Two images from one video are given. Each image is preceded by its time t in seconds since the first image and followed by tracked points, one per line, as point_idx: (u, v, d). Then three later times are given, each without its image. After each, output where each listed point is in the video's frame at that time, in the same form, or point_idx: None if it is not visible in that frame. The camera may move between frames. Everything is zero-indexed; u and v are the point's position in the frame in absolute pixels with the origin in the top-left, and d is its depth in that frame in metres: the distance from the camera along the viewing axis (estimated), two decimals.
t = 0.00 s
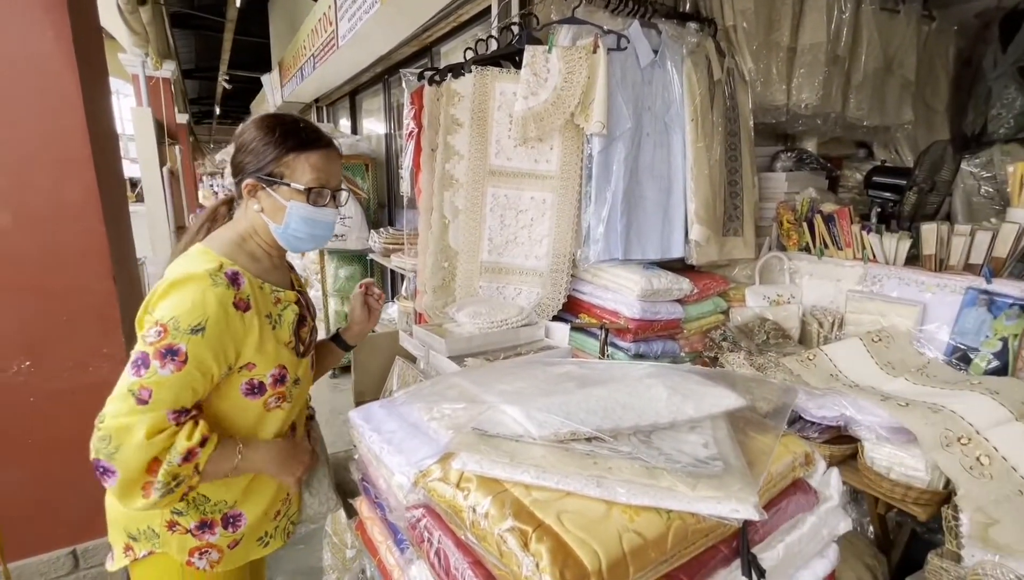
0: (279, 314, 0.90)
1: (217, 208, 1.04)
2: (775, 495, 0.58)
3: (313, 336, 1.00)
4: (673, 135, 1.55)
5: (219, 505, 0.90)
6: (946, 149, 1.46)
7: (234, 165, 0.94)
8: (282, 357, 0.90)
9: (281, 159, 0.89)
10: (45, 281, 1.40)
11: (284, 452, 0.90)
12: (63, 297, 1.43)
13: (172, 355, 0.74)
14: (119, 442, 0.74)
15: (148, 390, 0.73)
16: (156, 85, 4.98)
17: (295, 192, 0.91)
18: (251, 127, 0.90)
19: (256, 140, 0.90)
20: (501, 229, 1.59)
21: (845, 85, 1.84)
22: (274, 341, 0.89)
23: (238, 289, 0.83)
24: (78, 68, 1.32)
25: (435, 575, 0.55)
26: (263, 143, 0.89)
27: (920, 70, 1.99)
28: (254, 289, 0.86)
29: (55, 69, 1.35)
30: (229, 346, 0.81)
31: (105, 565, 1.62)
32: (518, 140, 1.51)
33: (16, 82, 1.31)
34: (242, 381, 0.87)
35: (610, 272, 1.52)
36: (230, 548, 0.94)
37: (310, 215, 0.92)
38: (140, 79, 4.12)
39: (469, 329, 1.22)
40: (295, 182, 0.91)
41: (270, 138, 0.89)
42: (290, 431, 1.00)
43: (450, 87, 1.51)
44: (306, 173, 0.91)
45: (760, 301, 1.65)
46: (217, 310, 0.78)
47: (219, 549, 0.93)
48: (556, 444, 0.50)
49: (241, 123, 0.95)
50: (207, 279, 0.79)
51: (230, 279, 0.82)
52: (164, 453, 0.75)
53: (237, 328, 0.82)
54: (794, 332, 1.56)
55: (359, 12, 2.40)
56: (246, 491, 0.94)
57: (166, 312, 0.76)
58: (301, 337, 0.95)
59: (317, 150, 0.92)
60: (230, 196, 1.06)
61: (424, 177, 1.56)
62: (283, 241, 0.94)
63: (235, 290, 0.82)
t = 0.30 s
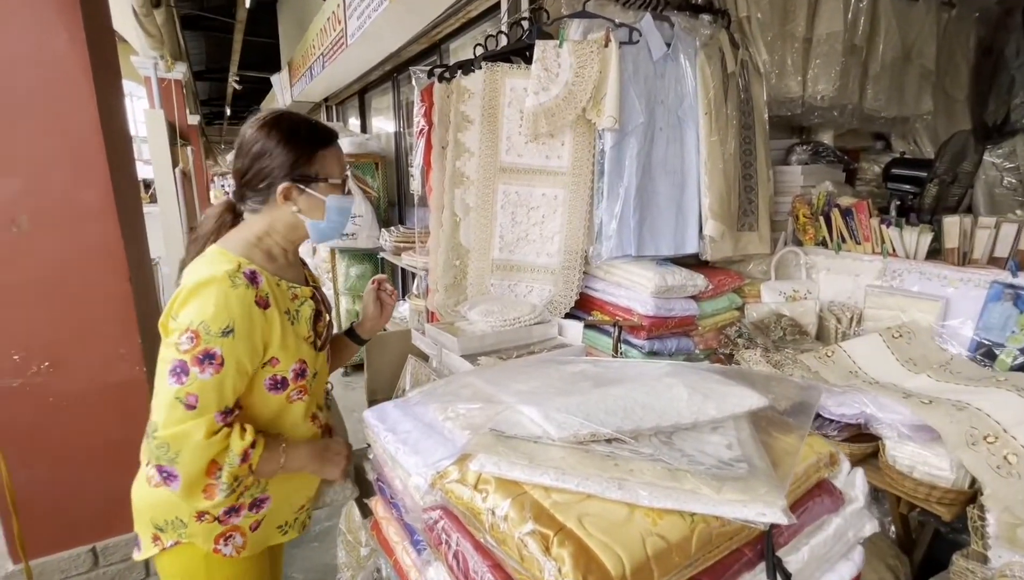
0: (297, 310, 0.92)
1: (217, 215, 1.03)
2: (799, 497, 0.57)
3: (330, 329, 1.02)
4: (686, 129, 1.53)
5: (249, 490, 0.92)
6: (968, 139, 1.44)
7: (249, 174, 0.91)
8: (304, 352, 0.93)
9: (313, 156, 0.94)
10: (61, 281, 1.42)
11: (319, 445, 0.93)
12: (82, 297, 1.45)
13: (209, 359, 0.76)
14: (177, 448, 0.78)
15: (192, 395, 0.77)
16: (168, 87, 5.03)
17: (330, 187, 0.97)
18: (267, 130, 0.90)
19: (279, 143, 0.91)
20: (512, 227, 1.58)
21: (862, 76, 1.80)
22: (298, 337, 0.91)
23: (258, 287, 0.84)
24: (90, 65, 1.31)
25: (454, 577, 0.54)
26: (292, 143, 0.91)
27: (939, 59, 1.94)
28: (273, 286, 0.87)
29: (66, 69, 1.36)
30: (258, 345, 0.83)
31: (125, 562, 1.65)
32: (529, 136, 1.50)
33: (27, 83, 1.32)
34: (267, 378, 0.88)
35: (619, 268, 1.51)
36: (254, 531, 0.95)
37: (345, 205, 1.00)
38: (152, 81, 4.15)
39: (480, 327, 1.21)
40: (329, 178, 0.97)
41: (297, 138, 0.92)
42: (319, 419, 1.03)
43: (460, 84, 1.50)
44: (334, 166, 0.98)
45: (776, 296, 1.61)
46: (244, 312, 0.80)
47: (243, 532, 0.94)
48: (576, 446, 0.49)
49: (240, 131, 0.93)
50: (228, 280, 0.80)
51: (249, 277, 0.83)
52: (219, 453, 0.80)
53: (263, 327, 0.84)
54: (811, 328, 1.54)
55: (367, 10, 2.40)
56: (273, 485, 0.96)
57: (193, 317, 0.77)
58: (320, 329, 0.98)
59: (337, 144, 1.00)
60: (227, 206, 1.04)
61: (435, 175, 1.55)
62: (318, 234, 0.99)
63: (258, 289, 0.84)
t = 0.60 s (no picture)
0: (313, 310, 0.98)
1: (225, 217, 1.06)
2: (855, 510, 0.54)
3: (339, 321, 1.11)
4: (712, 122, 1.49)
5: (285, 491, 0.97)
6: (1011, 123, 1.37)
7: (264, 171, 0.97)
8: (323, 345, 1.01)
9: (326, 150, 1.02)
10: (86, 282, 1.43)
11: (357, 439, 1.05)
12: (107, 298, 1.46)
13: (252, 364, 0.83)
14: (251, 456, 0.86)
15: (246, 400, 0.84)
16: (189, 89, 5.10)
17: (342, 180, 1.05)
18: (280, 128, 0.97)
19: (292, 140, 0.97)
20: (533, 224, 1.55)
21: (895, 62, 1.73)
22: (317, 332, 0.99)
23: (275, 288, 0.89)
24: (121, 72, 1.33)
25: None
26: (305, 138, 0.99)
27: (977, 42, 1.86)
28: (288, 287, 0.93)
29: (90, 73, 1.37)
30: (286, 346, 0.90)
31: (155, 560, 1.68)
32: (551, 131, 1.47)
33: (52, 87, 1.33)
34: (295, 375, 0.96)
35: (643, 264, 1.48)
36: (286, 535, 1.00)
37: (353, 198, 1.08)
38: (175, 84, 4.22)
39: (505, 326, 1.19)
40: (342, 171, 1.05)
41: (310, 134, 0.99)
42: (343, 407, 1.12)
43: (481, 80, 1.48)
44: (342, 161, 1.06)
45: (806, 292, 1.57)
46: (268, 313, 0.86)
47: (277, 535, 0.99)
48: (618, 459, 0.47)
49: (251, 131, 0.98)
50: (246, 285, 0.85)
51: (264, 280, 0.88)
52: (287, 451, 0.89)
53: (288, 324, 0.91)
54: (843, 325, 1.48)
55: (384, 8, 2.39)
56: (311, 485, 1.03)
57: (224, 327, 0.83)
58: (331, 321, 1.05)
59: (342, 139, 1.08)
60: (232, 207, 1.07)
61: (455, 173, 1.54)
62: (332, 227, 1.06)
63: (275, 289, 0.89)
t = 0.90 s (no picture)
0: (329, 308, 0.97)
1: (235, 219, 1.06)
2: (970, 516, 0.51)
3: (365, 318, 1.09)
4: (753, 106, 1.40)
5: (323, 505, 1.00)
6: None
7: (271, 166, 0.97)
8: (342, 345, 0.99)
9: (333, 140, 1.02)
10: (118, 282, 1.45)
11: (385, 410, 1.03)
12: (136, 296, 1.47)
13: (251, 375, 0.84)
14: (241, 470, 0.86)
15: (243, 413, 0.84)
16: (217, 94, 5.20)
17: (351, 169, 1.06)
18: (283, 120, 0.97)
19: (297, 132, 0.97)
20: (563, 218, 1.50)
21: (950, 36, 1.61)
22: (334, 332, 0.98)
23: (283, 292, 0.89)
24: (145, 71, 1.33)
25: None
26: (311, 129, 0.99)
27: None
28: (298, 288, 0.92)
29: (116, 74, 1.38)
30: (297, 350, 0.90)
31: (192, 562, 1.71)
32: (581, 121, 1.41)
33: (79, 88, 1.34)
34: (318, 378, 0.96)
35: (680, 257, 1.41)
36: (329, 548, 1.03)
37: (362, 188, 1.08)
38: (203, 89, 4.30)
39: (539, 325, 1.14)
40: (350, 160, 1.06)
41: (315, 124, 1.00)
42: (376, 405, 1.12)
43: (507, 71, 1.44)
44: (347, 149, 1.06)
45: (854, 284, 1.48)
46: (272, 319, 0.86)
47: (319, 548, 1.02)
48: (686, 477, 0.42)
49: (252, 126, 0.98)
50: (251, 291, 0.86)
51: (272, 283, 0.89)
52: (287, 457, 0.88)
53: (296, 330, 0.90)
54: (897, 318, 1.37)
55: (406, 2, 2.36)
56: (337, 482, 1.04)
57: (225, 336, 0.84)
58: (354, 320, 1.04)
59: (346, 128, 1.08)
60: (239, 209, 1.07)
61: (483, 167, 1.51)
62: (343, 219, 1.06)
63: (283, 293, 0.89)
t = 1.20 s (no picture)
0: (331, 321, 0.98)
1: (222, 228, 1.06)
2: None
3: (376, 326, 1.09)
4: (800, 87, 1.30)
5: (354, 533, 1.04)
6: None
7: (254, 165, 0.96)
8: (348, 359, 0.99)
9: (318, 130, 1.02)
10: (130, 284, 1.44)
11: (409, 409, 0.99)
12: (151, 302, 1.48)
13: (248, 411, 0.84)
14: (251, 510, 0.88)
15: (247, 452, 0.86)
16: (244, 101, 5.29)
17: (343, 159, 1.07)
18: (262, 114, 0.96)
19: (276, 127, 0.96)
20: (596, 216, 1.42)
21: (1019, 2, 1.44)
22: (337, 345, 0.98)
23: (276, 313, 0.90)
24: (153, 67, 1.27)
25: None
26: (294, 121, 0.98)
27: None
28: (294, 305, 0.93)
29: (145, 88, 1.54)
30: (295, 372, 0.90)
31: (224, 573, 1.89)
32: (614, 111, 1.33)
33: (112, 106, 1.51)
34: (333, 398, 0.98)
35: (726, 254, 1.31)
36: (368, 569, 1.08)
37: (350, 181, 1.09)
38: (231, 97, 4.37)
39: (576, 330, 1.07)
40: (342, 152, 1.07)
41: (298, 115, 0.99)
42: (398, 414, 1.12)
43: (535, 62, 1.38)
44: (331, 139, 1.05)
45: (916, 278, 1.33)
46: (265, 345, 0.86)
47: (358, 571, 1.07)
48: (779, 526, 0.36)
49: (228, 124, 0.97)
50: (241, 316, 0.86)
51: (264, 304, 0.89)
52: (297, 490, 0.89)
53: (294, 351, 0.90)
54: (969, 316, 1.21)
55: None
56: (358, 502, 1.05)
57: (220, 373, 0.84)
58: (361, 330, 1.04)
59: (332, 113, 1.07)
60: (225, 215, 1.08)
61: (511, 164, 1.46)
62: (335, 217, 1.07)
63: (276, 314, 0.90)
